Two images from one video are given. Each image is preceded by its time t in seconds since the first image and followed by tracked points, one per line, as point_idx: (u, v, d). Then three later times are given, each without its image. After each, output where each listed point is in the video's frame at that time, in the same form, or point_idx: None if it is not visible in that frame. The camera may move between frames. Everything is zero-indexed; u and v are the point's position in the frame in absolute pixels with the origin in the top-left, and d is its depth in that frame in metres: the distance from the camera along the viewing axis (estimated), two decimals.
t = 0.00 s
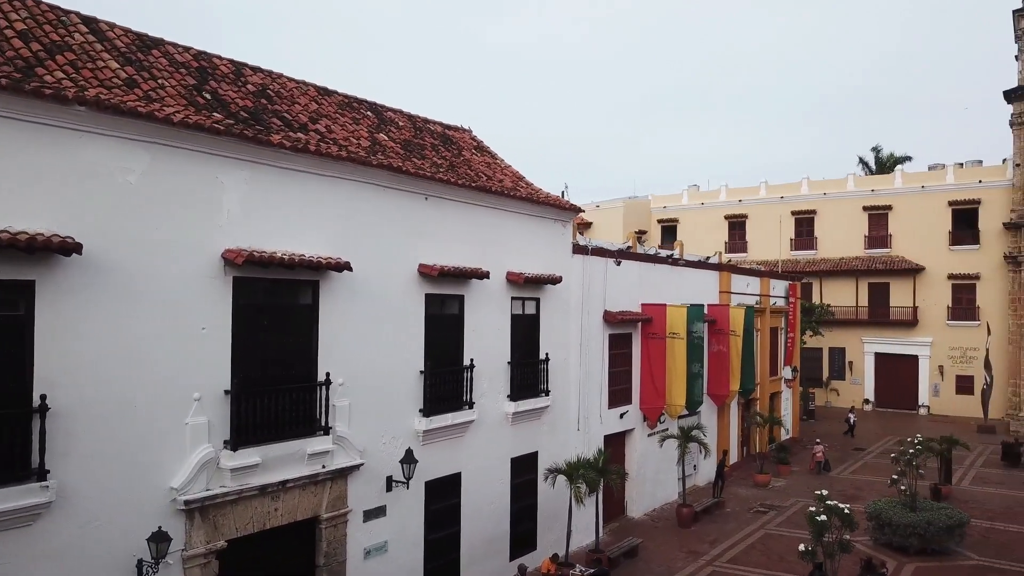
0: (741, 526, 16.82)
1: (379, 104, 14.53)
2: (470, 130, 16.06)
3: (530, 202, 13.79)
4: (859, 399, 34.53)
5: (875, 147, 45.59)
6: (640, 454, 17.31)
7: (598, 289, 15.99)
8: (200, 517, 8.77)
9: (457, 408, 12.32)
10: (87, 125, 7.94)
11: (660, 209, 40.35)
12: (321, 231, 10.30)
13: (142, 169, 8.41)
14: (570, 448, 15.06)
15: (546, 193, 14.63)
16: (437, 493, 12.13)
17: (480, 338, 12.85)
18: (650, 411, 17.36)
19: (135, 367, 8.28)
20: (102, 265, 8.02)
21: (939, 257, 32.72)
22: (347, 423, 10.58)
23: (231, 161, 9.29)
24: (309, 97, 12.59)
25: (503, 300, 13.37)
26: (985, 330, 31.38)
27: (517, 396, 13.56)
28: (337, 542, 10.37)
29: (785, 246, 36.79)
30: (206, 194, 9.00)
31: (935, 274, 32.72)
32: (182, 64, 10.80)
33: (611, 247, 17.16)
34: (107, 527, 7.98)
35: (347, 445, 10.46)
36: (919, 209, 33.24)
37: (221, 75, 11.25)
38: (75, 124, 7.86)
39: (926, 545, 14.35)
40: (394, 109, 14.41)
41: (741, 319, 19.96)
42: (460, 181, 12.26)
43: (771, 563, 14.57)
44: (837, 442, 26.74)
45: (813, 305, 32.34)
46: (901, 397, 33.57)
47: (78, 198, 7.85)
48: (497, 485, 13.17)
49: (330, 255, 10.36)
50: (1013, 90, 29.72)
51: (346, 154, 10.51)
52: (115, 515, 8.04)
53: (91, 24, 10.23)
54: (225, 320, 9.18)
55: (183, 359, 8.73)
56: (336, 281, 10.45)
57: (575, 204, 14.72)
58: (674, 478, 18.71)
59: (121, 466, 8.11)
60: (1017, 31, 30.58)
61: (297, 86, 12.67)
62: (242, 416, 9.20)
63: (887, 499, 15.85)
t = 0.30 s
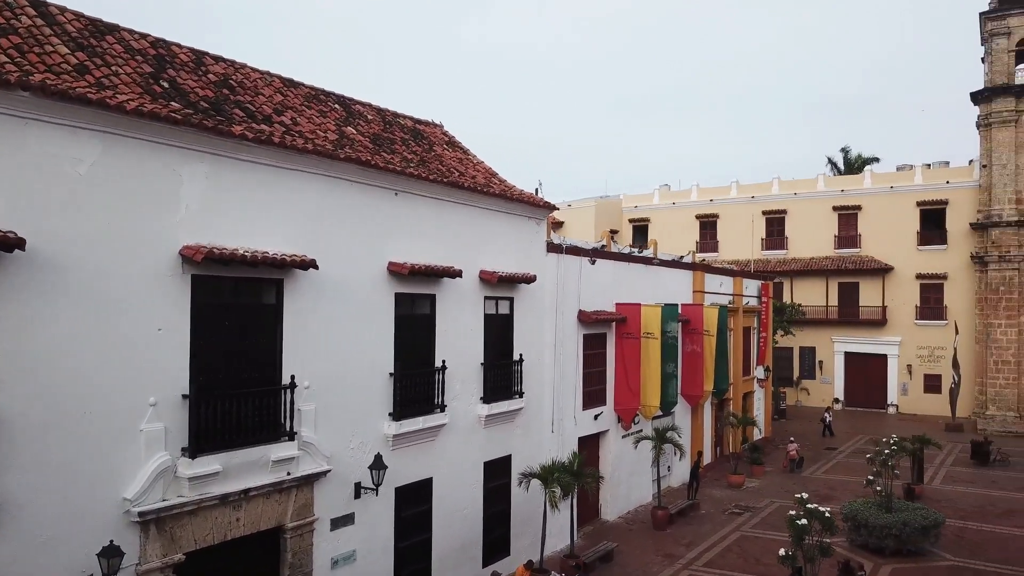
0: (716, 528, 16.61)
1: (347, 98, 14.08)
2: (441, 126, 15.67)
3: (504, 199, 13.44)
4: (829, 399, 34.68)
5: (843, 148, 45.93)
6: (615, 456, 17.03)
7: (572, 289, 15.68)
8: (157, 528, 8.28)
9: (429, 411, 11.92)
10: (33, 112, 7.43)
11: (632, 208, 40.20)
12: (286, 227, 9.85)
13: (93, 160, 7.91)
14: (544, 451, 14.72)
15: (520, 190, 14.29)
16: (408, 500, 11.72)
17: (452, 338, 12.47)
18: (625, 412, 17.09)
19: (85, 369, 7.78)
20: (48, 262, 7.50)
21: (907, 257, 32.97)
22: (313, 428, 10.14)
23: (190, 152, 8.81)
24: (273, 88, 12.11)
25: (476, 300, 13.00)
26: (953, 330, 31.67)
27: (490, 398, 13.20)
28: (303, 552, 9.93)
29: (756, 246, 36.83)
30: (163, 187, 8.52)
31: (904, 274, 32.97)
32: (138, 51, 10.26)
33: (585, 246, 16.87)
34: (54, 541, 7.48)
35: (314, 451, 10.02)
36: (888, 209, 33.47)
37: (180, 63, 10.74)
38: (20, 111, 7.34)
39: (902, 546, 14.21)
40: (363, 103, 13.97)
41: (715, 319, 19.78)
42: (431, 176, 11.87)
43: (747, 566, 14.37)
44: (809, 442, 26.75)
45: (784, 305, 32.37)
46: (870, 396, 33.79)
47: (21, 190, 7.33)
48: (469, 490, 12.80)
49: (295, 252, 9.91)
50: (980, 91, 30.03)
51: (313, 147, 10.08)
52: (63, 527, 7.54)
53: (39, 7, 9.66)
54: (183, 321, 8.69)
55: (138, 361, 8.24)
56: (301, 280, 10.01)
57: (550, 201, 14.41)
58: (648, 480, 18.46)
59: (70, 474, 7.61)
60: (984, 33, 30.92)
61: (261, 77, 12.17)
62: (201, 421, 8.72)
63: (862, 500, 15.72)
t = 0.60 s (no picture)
0: (691, 531, 16.41)
1: (314, 90, 13.62)
2: (411, 121, 15.27)
3: (476, 195, 13.10)
4: (799, 398, 34.79)
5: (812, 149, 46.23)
6: (588, 458, 16.74)
7: (546, 288, 15.37)
8: (108, 542, 7.78)
9: (398, 415, 11.53)
10: None
11: (603, 208, 40.01)
12: (248, 223, 9.40)
13: (39, 149, 7.41)
14: (516, 454, 14.39)
15: (492, 187, 13.95)
16: (377, 506, 11.32)
17: (423, 339, 12.09)
18: (598, 413, 16.86)
19: (28, 373, 7.27)
20: None
21: (876, 257, 33.20)
22: (277, 433, 9.68)
23: (146, 142, 8.34)
24: (236, 79, 11.63)
25: (447, 299, 12.63)
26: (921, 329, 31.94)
27: (462, 400, 12.85)
28: (266, 563, 9.47)
29: (726, 246, 36.84)
30: (116, 179, 8.03)
31: (873, 274, 33.19)
32: (91, 36, 9.74)
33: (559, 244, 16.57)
34: None
35: (277, 457, 9.57)
36: (857, 209, 33.68)
37: (136, 50, 10.22)
38: None
39: (877, 547, 14.08)
40: (330, 96, 13.53)
41: (688, 318, 19.60)
42: (401, 171, 11.49)
43: (723, 569, 14.17)
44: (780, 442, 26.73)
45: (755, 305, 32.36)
46: (839, 395, 33.96)
47: None
48: (440, 496, 12.42)
49: (258, 249, 9.45)
50: (947, 93, 30.35)
51: (277, 139, 9.65)
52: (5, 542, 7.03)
53: None
54: (137, 321, 8.20)
55: (88, 364, 7.74)
56: (264, 278, 9.56)
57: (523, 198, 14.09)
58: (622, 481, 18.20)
59: (12, 486, 7.10)
60: (951, 35, 31.27)
61: (224, 67, 11.68)
62: (157, 427, 8.24)
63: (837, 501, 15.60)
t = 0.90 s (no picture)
0: (665, 533, 16.20)
1: (279, 82, 13.17)
2: (380, 115, 14.87)
3: (448, 191, 12.76)
4: (770, 397, 34.87)
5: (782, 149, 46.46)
6: (561, 460, 16.45)
7: (519, 287, 15.06)
8: (56, 556, 7.31)
9: (367, 418, 11.15)
10: None
11: (575, 207, 39.77)
12: (209, 218, 8.95)
13: None
14: (489, 457, 14.06)
15: (464, 183, 13.62)
16: (345, 512, 10.92)
17: (393, 339, 11.72)
18: (572, 415, 16.55)
19: None
20: None
21: (846, 257, 33.39)
22: (238, 438, 9.24)
23: (98, 131, 7.87)
24: (197, 68, 11.15)
25: (418, 298, 12.27)
26: (890, 328, 32.19)
27: (433, 402, 12.49)
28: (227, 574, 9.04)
29: (698, 245, 36.80)
30: (65, 170, 7.55)
31: (843, 274, 33.37)
32: (39, 20, 9.20)
33: (531, 242, 16.26)
34: None
35: (239, 463, 9.14)
36: (827, 209, 33.86)
37: (89, 36, 9.71)
38: None
39: (853, 548, 13.95)
40: (296, 88, 13.09)
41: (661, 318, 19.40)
42: (370, 165, 11.13)
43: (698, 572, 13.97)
44: (752, 441, 26.69)
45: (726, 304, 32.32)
46: (810, 395, 34.09)
47: None
48: (411, 501, 12.05)
49: (219, 246, 9.01)
50: (915, 94, 30.58)
51: (239, 130, 9.24)
52: None
53: None
54: (88, 321, 7.72)
55: (33, 367, 7.25)
56: (226, 276, 9.13)
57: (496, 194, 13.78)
58: (595, 483, 17.93)
59: None
60: (919, 37, 31.54)
61: (184, 56, 11.19)
62: (110, 433, 7.77)
63: (812, 502, 15.45)
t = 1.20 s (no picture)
0: (639, 535, 15.98)
1: (243, 73, 12.71)
2: (348, 108, 14.46)
3: (419, 186, 12.41)
4: (741, 396, 34.95)
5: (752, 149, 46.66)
6: (534, 462, 16.15)
7: (491, 285, 14.74)
8: None
9: (334, 421, 10.75)
10: None
11: (546, 206, 39.53)
12: (166, 213, 8.51)
13: None
14: (460, 460, 13.72)
15: (435, 178, 13.28)
16: (311, 519, 10.52)
17: (361, 340, 11.34)
18: (545, 416, 16.26)
19: None
20: None
21: (816, 256, 33.54)
22: (198, 444, 8.80)
23: (45, 119, 7.40)
24: (155, 57, 10.68)
25: (387, 297, 11.89)
26: (859, 327, 32.41)
27: (403, 405, 12.12)
28: None
29: (669, 245, 36.75)
30: (9, 159, 7.08)
31: (813, 273, 33.53)
32: None
33: (504, 240, 15.94)
34: None
35: (198, 470, 8.70)
36: (797, 209, 34.01)
37: (39, 20, 9.21)
38: None
39: (828, 549, 13.83)
40: (260, 79, 12.64)
41: (634, 317, 19.19)
42: (337, 158, 10.74)
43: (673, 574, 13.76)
44: (724, 441, 26.64)
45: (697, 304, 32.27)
46: (780, 394, 34.22)
47: None
48: (380, 506, 11.68)
49: (177, 242, 8.56)
50: (884, 95, 30.81)
51: (199, 120, 8.81)
52: None
53: None
54: (34, 321, 7.24)
55: None
56: (184, 273, 8.68)
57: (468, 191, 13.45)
58: (568, 485, 17.66)
59: None
60: (887, 38, 31.79)
61: (141, 44, 10.69)
62: (57, 439, 7.30)
63: (787, 504, 15.32)
